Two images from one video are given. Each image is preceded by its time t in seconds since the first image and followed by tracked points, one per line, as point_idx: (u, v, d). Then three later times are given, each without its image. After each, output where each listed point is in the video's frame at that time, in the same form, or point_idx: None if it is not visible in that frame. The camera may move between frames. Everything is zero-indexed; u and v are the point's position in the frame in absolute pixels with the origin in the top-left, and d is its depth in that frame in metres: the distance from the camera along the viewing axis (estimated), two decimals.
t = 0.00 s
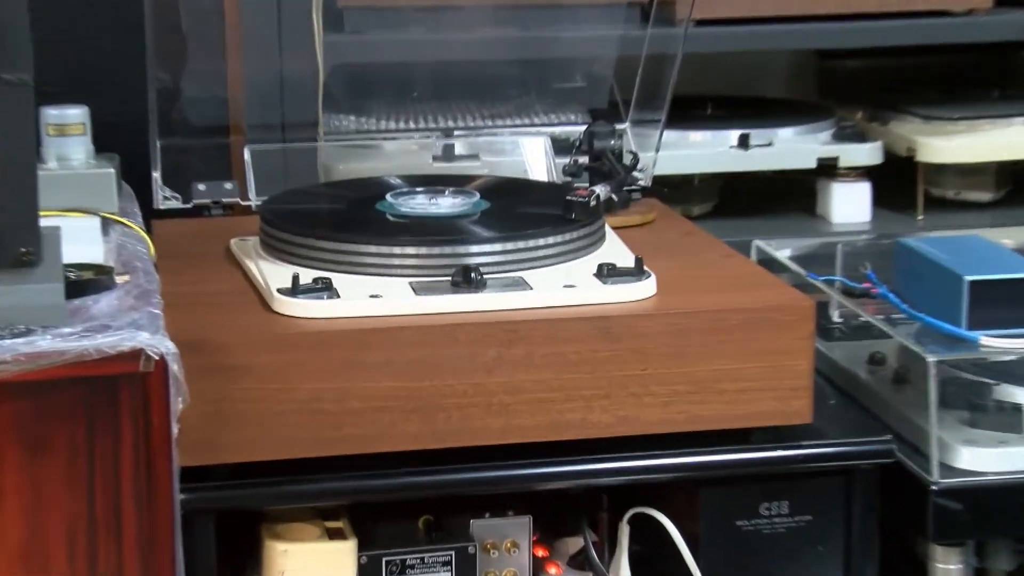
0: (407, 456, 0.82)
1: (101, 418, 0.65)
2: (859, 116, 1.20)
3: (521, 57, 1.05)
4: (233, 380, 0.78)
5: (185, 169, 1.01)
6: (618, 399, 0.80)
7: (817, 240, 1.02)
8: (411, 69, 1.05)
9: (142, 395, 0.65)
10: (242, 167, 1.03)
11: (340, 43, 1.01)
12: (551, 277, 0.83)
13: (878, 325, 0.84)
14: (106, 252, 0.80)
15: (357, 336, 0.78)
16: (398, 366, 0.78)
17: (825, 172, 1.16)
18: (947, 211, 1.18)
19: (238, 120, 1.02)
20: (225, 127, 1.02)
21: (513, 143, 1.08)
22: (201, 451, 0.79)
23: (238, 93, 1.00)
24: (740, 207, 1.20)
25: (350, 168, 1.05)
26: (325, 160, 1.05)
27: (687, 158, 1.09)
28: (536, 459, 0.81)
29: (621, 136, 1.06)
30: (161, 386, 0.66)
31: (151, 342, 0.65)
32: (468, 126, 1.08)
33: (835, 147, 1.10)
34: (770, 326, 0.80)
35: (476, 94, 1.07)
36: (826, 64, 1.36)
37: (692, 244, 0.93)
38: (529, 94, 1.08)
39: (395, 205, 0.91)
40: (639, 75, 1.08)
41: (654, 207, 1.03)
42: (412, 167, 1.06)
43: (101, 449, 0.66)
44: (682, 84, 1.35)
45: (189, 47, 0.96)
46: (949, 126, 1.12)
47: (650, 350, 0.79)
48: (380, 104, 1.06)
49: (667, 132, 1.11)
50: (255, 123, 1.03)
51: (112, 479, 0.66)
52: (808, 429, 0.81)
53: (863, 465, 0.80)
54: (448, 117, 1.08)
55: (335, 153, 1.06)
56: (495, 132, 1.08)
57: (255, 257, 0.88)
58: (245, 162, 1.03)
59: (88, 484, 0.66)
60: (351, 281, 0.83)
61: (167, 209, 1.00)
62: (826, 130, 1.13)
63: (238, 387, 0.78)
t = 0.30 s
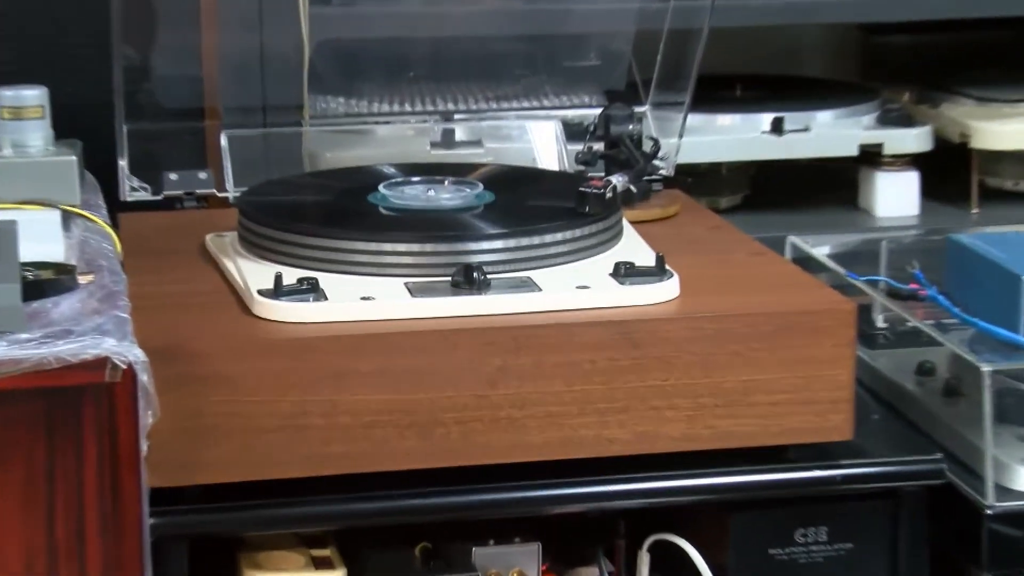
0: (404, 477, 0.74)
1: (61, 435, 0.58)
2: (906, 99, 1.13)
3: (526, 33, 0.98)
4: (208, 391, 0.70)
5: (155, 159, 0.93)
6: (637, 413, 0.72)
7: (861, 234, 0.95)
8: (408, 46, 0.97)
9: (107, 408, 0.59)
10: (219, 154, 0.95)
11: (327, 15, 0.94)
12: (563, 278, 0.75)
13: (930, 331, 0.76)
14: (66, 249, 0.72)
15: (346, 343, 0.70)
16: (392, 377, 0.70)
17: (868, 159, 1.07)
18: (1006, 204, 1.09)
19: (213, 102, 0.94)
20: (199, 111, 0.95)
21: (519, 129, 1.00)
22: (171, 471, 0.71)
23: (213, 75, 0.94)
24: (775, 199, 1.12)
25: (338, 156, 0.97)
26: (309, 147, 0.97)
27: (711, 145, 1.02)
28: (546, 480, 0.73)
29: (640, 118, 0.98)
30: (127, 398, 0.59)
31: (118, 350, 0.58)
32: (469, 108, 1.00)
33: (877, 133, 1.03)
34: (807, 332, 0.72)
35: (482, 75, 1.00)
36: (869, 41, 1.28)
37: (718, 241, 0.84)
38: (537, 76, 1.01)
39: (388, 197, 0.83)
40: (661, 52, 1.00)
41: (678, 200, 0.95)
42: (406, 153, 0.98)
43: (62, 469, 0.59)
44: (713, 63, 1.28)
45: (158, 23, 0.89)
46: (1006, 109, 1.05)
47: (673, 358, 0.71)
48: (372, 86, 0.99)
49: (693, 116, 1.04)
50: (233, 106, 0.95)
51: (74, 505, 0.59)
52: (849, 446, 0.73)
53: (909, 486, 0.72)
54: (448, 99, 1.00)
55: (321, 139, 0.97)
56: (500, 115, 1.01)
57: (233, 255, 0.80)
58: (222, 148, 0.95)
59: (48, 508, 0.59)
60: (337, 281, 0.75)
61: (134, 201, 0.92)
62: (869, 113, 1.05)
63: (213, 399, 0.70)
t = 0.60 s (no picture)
0: (395, 502, 0.66)
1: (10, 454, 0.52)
2: (960, 75, 1.08)
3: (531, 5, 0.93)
4: (174, 405, 0.62)
5: (112, 145, 0.86)
6: (656, 430, 0.64)
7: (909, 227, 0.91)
8: (402, 18, 0.92)
9: (61, 422, 0.52)
10: (187, 140, 0.88)
11: None
12: (573, 278, 0.67)
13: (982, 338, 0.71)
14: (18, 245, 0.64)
15: (328, 353, 0.62)
16: (382, 389, 0.62)
17: (915, 145, 0.99)
18: None
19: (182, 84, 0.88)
20: (166, 91, 0.88)
21: (525, 112, 0.94)
22: (131, 494, 0.63)
23: (182, 52, 0.87)
24: (812, 190, 1.05)
25: (321, 143, 0.91)
26: (291, 133, 0.91)
27: (745, 129, 0.95)
28: (554, 505, 0.65)
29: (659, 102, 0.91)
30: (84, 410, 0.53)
31: (76, 359, 0.51)
32: (468, 89, 0.94)
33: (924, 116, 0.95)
34: (846, 339, 0.64)
35: (484, 50, 0.94)
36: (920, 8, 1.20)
37: (743, 237, 0.77)
38: (546, 52, 0.95)
39: (376, 188, 0.75)
40: (682, 29, 0.94)
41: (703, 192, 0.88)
42: (403, 138, 0.93)
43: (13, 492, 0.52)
44: (747, 34, 1.21)
45: None
46: None
47: (697, 368, 0.64)
48: (356, 63, 0.93)
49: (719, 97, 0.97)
50: (202, 88, 0.89)
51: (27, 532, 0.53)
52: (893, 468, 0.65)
53: (962, 512, 0.64)
54: (445, 79, 0.94)
55: (301, 124, 0.91)
56: (504, 96, 0.95)
57: (205, 254, 0.72)
58: (190, 133, 0.88)
59: None
60: (321, 282, 0.67)
61: (92, 192, 0.86)
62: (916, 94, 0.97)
63: (180, 413, 0.62)
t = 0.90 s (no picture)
0: (385, 532, 0.59)
1: None
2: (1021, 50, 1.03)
3: None
4: (130, 425, 0.54)
5: (67, 128, 0.81)
6: (678, 450, 0.57)
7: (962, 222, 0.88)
8: None
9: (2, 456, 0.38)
10: (149, 124, 0.83)
11: None
12: (585, 280, 0.60)
13: None
14: None
15: (307, 363, 0.54)
16: (367, 406, 0.55)
17: (970, 128, 0.96)
18: None
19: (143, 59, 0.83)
20: (125, 69, 0.83)
21: (530, 91, 0.88)
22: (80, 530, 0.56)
23: (142, 22, 0.83)
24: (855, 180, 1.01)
25: (299, 126, 0.85)
26: (264, 117, 0.85)
27: (781, 112, 0.91)
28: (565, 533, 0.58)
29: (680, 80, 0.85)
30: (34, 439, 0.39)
31: (24, 371, 0.38)
32: (465, 65, 0.89)
33: (981, 95, 0.92)
34: (893, 348, 0.57)
35: (483, 22, 0.88)
36: None
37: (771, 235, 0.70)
38: (553, 23, 0.89)
39: (363, 177, 0.68)
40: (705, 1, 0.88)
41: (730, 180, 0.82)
42: (386, 121, 0.87)
43: None
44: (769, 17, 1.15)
45: None
46: None
47: (724, 381, 0.56)
48: (342, 35, 0.88)
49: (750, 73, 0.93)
50: (165, 63, 0.84)
51: None
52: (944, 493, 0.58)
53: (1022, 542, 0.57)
54: (436, 53, 0.89)
55: (278, 106, 0.86)
56: (505, 73, 0.89)
57: (171, 253, 0.65)
58: (153, 115, 0.83)
59: None
60: (302, 285, 0.60)
61: (43, 180, 0.81)
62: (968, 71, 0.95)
63: (136, 435, 0.54)
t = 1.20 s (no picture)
0: (378, 554, 0.55)
1: None
2: None
3: None
4: (105, 440, 0.50)
5: (36, 122, 0.79)
6: (690, 467, 0.53)
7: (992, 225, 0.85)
8: None
9: None
10: (123, 119, 0.81)
11: None
12: (591, 286, 0.56)
13: None
14: None
15: (292, 374, 0.50)
16: (356, 422, 0.51)
17: (1006, 124, 0.93)
18: None
19: (119, 50, 0.81)
20: (99, 60, 0.82)
21: (532, 83, 0.84)
22: (48, 552, 0.51)
23: (115, 12, 0.81)
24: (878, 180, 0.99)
25: (284, 120, 0.81)
26: (248, 109, 0.82)
27: (807, 104, 0.90)
28: (570, 555, 0.54)
29: (695, 71, 0.81)
30: None
31: None
32: (463, 56, 0.85)
33: (1018, 87, 0.91)
34: (921, 358, 0.53)
35: (480, 11, 0.84)
36: None
37: (786, 236, 0.66)
38: (558, 11, 0.85)
39: (353, 176, 0.64)
40: None
41: (745, 177, 0.78)
42: (374, 115, 0.83)
43: None
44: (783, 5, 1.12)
45: None
46: None
47: (740, 394, 0.52)
48: (329, 23, 0.84)
49: (772, 67, 0.91)
50: (140, 54, 0.82)
51: None
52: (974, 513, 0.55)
53: None
54: (430, 42, 0.85)
55: (260, 98, 0.82)
56: (506, 63, 0.86)
57: (151, 258, 0.61)
58: (127, 109, 0.81)
59: None
60: (288, 291, 0.56)
61: (9, 179, 0.78)
62: (1004, 64, 0.92)
63: (112, 449, 0.50)
